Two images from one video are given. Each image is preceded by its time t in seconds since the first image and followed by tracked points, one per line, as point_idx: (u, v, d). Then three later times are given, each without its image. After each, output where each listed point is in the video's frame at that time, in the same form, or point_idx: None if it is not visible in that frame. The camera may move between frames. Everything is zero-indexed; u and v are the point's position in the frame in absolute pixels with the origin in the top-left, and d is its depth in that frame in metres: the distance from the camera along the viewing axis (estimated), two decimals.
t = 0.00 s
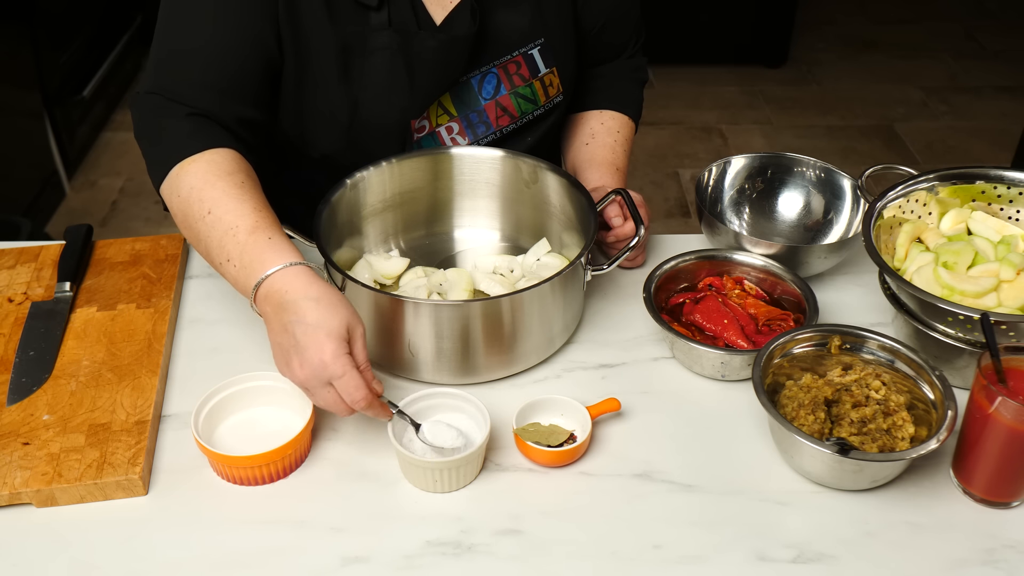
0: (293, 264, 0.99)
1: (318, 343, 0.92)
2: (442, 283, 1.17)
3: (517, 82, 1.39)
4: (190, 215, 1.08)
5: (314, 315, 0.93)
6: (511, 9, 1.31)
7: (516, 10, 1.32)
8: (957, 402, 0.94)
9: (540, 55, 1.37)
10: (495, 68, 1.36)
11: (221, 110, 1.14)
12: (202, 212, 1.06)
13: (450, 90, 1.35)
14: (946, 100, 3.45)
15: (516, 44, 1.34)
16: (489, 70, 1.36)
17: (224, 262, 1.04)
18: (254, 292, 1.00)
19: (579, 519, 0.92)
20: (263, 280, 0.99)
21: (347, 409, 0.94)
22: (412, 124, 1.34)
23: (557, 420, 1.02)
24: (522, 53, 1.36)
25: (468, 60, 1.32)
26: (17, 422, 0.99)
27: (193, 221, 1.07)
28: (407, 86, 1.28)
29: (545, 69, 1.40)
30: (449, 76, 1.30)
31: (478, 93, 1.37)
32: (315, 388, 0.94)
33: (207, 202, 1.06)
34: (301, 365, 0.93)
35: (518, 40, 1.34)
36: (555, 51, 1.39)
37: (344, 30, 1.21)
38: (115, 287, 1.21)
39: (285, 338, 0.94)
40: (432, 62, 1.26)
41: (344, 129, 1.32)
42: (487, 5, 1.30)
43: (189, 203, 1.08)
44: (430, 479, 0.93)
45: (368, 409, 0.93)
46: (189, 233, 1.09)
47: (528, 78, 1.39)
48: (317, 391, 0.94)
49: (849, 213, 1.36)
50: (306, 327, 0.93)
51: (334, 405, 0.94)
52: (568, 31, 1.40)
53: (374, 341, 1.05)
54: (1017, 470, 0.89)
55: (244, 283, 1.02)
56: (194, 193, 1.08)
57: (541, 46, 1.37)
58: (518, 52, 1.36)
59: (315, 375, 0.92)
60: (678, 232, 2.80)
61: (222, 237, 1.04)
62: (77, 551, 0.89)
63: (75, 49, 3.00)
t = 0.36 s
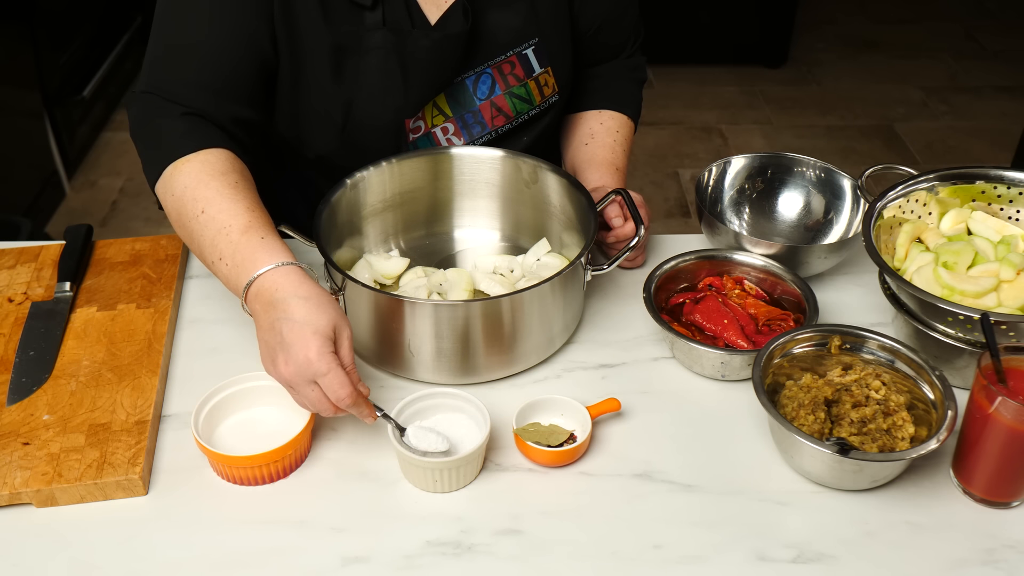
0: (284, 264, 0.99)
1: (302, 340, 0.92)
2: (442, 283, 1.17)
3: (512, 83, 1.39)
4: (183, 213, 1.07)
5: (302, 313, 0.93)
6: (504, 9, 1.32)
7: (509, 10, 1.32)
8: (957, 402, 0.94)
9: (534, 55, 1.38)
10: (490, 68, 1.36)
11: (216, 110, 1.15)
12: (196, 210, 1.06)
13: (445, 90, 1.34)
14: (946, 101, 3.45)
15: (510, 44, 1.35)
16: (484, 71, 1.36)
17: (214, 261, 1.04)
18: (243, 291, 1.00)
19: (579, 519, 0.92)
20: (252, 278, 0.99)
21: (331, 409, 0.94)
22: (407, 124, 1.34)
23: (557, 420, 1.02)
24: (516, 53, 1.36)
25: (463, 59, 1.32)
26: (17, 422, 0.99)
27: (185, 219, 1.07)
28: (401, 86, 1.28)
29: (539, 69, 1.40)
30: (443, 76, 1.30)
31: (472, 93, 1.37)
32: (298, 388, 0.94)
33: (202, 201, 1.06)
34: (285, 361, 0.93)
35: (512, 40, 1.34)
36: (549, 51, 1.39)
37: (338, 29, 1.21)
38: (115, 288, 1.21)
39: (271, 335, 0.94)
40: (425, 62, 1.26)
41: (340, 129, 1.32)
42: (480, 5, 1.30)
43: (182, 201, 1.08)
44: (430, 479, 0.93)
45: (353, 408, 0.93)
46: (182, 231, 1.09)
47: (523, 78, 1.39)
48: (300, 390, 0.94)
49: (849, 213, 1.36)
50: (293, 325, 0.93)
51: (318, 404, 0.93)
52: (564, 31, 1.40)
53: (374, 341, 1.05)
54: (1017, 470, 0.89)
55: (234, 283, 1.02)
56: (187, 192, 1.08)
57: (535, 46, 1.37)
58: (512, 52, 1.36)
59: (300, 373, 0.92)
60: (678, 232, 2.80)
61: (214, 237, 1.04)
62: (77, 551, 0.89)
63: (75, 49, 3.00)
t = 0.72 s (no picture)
0: (270, 211, 0.98)
1: (293, 277, 0.90)
2: (442, 283, 1.17)
3: (512, 80, 1.38)
4: (169, 179, 1.08)
5: (286, 249, 0.92)
6: (504, 6, 1.32)
7: (509, 7, 1.32)
8: (957, 402, 0.94)
9: (534, 51, 1.37)
10: (489, 65, 1.36)
11: (209, 105, 1.15)
12: (180, 175, 1.06)
13: (444, 87, 1.35)
14: (946, 100, 3.45)
15: (509, 41, 1.35)
16: (483, 68, 1.36)
17: (204, 220, 1.03)
18: (234, 245, 0.99)
19: (579, 519, 0.92)
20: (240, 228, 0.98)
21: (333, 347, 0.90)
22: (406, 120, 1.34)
23: (557, 420, 1.02)
24: (515, 51, 1.36)
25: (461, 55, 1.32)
26: (17, 422, 0.99)
27: (175, 187, 1.07)
28: (399, 81, 1.28)
29: (539, 66, 1.40)
30: (442, 71, 1.30)
31: (472, 90, 1.37)
32: (298, 328, 0.91)
33: (185, 165, 1.06)
34: (279, 300, 0.91)
35: (511, 37, 1.34)
36: (549, 49, 1.39)
37: (336, 24, 1.21)
38: (115, 288, 1.21)
39: (265, 283, 0.94)
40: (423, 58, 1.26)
41: (337, 127, 1.32)
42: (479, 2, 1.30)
43: (169, 170, 1.08)
44: (430, 479, 0.93)
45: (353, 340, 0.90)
46: (173, 200, 1.08)
47: (523, 75, 1.39)
48: (300, 332, 0.91)
49: (849, 213, 1.36)
50: (284, 265, 0.91)
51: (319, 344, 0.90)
52: (564, 29, 1.40)
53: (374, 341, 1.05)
54: (1017, 470, 0.89)
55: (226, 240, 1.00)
56: (172, 161, 1.08)
57: (535, 43, 1.37)
58: (512, 49, 1.36)
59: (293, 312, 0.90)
60: (678, 232, 2.80)
61: (202, 196, 1.04)
62: (78, 552, 0.89)
63: (75, 49, 3.00)
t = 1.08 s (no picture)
0: (269, 59, 1.06)
1: (332, 95, 0.97)
2: (442, 283, 1.17)
3: (513, 73, 1.38)
4: (166, 82, 1.14)
5: (321, 80, 0.99)
6: None
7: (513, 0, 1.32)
8: (957, 402, 0.94)
9: (537, 46, 1.37)
10: (492, 58, 1.36)
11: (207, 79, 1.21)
12: (176, 70, 1.13)
13: (446, 77, 1.35)
14: (946, 101, 3.45)
15: (513, 34, 1.35)
16: (486, 60, 1.36)
17: (213, 98, 1.10)
18: (252, 109, 1.07)
19: (579, 519, 0.92)
20: (252, 88, 1.06)
21: (382, 164, 0.99)
22: (406, 107, 1.35)
23: (557, 420, 1.02)
24: (518, 44, 1.36)
25: (463, 46, 1.33)
26: (17, 422, 0.99)
27: (174, 87, 1.13)
28: (400, 67, 1.29)
29: (542, 61, 1.39)
30: (442, 60, 1.31)
31: (474, 83, 1.37)
32: (345, 149, 0.99)
33: (180, 63, 1.13)
34: (325, 130, 0.98)
35: (515, 30, 1.34)
36: (552, 44, 1.38)
37: (335, 8, 1.23)
38: (115, 287, 1.21)
39: (302, 117, 1.00)
40: (424, 47, 1.27)
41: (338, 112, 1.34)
42: None
43: (165, 76, 1.14)
44: (430, 479, 0.93)
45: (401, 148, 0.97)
46: (174, 103, 1.14)
47: (525, 69, 1.39)
48: (349, 154, 0.99)
49: (849, 213, 1.36)
50: (314, 82, 0.99)
51: (368, 162, 0.99)
52: (568, 25, 1.39)
53: (374, 341, 1.05)
54: (1017, 470, 0.89)
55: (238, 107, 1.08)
56: (166, 69, 1.14)
57: (538, 38, 1.37)
58: (515, 42, 1.36)
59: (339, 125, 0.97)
60: (677, 232, 2.80)
61: (204, 78, 1.10)
62: (78, 552, 0.89)
63: (75, 49, 2.99)
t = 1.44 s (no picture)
0: (307, 60, 1.09)
1: (376, 92, 1.01)
2: (442, 283, 1.17)
3: (516, 69, 1.38)
4: (199, 84, 1.15)
5: (363, 79, 1.02)
6: None
7: None
8: (957, 402, 0.94)
9: (540, 43, 1.37)
10: (495, 54, 1.36)
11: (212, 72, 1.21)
12: (208, 73, 1.15)
13: (449, 73, 1.36)
14: (946, 101, 3.45)
15: (515, 31, 1.35)
16: (488, 57, 1.36)
17: (251, 98, 1.12)
18: (292, 107, 1.10)
19: (579, 519, 0.92)
20: (292, 87, 1.08)
21: (422, 159, 1.03)
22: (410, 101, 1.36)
23: (556, 420, 1.02)
24: (521, 41, 1.36)
25: (466, 41, 1.33)
26: (17, 422, 0.99)
27: (208, 89, 1.15)
28: (403, 62, 1.29)
29: (544, 58, 1.39)
30: (446, 56, 1.31)
31: (477, 79, 1.38)
32: (387, 145, 1.03)
33: (211, 64, 1.15)
34: (369, 125, 1.02)
35: (518, 26, 1.34)
36: (554, 41, 1.38)
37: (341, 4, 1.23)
38: (115, 287, 1.21)
39: (343, 114, 1.04)
40: (427, 42, 1.27)
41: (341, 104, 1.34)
42: None
43: (198, 78, 1.15)
44: (430, 479, 0.93)
45: (442, 145, 1.01)
46: (207, 104, 1.16)
47: (528, 65, 1.39)
48: (390, 150, 1.03)
49: (849, 213, 1.36)
50: (357, 81, 1.03)
51: (409, 158, 1.03)
52: (571, 23, 1.39)
53: (374, 341, 1.05)
54: (1017, 470, 0.89)
55: (276, 106, 1.11)
56: (199, 71, 1.15)
57: (540, 34, 1.36)
58: (518, 39, 1.35)
59: (383, 122, 1.01)
60: (677, 232, 2.80)
61: (240, 79, 1.12)
62: (78, 552, 0.89)
63: (75, 49, 2.99)
